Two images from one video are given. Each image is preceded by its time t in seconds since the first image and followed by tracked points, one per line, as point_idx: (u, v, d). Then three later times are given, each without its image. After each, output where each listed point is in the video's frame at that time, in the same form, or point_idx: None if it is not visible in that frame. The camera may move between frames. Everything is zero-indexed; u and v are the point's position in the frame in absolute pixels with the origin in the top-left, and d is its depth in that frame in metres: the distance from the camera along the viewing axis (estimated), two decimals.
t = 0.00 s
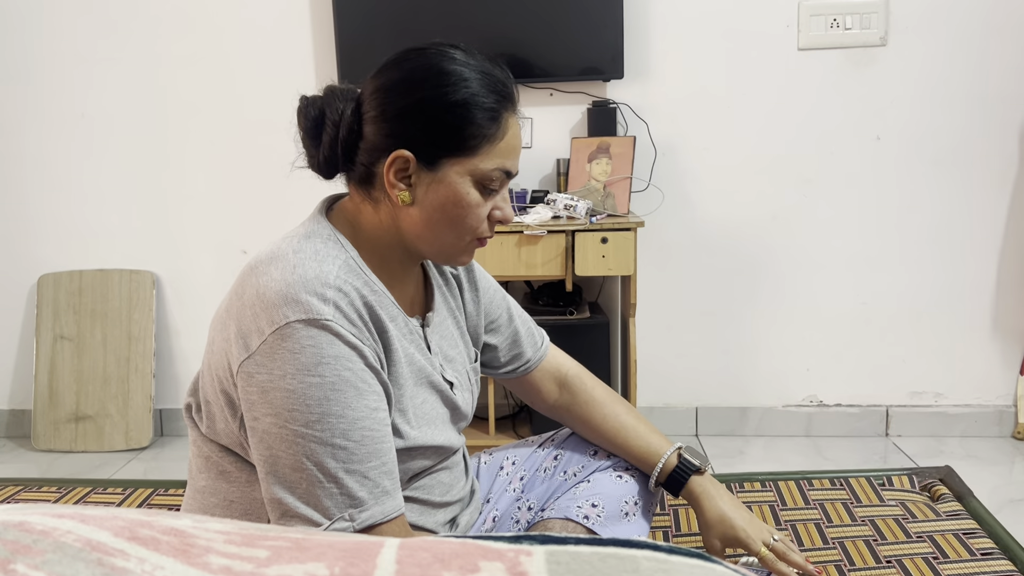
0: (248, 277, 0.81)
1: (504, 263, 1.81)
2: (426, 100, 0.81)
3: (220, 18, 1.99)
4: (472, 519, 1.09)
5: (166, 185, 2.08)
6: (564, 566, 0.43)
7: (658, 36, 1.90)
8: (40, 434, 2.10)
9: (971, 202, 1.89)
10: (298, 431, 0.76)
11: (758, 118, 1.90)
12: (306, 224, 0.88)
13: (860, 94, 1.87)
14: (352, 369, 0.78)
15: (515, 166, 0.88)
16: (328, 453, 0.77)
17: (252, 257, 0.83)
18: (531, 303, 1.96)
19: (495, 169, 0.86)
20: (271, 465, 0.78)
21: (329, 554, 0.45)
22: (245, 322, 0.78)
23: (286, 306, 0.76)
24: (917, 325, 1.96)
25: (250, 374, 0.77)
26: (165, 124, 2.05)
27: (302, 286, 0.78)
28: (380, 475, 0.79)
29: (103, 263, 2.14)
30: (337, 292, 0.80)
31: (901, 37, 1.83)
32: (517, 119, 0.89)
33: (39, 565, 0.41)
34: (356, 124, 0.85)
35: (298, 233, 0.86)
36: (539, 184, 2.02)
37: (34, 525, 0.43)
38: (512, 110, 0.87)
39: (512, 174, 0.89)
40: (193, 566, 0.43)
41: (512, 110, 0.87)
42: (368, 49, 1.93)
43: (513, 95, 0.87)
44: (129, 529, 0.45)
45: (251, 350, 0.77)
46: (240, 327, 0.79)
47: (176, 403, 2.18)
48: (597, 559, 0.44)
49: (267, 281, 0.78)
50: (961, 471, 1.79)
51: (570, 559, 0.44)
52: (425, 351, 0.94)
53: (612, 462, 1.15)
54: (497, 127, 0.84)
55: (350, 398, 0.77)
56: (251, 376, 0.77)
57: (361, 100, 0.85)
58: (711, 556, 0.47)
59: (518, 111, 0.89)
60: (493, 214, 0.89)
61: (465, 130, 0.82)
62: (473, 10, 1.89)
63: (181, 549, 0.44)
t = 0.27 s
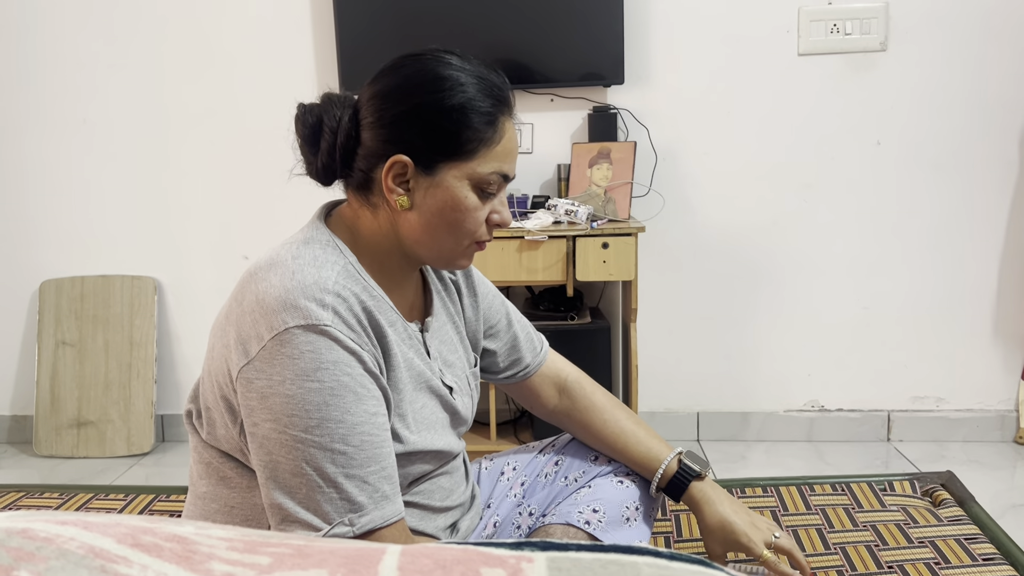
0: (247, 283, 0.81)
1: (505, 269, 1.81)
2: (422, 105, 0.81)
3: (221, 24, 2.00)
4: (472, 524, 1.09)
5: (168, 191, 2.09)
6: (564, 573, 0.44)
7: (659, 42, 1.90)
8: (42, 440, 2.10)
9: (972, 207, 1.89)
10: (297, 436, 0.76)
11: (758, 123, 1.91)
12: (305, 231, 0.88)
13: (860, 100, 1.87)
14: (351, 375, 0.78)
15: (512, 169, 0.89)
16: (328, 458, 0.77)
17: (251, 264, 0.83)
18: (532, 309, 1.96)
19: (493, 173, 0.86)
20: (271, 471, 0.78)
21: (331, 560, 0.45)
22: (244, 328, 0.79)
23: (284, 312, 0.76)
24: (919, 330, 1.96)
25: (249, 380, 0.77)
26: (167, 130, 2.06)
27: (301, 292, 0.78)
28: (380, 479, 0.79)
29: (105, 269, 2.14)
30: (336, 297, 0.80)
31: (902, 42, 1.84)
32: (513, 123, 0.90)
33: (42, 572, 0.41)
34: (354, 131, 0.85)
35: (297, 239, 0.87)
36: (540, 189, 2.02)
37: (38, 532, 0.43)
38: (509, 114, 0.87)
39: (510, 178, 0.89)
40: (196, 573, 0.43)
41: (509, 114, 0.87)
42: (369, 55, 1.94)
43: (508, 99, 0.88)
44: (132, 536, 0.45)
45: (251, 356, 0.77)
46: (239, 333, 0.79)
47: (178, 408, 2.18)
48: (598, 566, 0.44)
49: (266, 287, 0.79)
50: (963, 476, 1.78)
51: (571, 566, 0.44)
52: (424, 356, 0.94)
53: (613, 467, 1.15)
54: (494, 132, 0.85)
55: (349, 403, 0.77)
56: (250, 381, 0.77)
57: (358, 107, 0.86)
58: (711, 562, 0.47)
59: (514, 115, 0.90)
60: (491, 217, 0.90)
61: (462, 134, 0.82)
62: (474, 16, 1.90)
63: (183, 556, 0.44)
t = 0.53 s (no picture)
0: (245, 288, 0.81)
1: (506, 273, 1.81)
2: (418, 108, 0.81)
3: (223, 29, 2.00)
4: (472, 528, 1.09)
5: (169, 196, 2.09)
6: None
7: (659, 47, 1.90)
8: (43, 445, 2.10)
9: (973, 211, 1.89)
10: (296, 440, 0.76)
11: (759, 128, 1.91)
12: (304, 235, 0.88)
13: (861, 104, 1.87)
14: (349, 379, 0.78)
15: (508, 168, 0.89)
16: (327, 462, 0.77)
17: (250, 269, 0.83)
18: (533, 313, 1.96)
19: (489, 173, 0.86)
20: (270, 475, 0.78)
21: (332, 564, 0.44)
22: (242, 333, 0.79)
23: (283, 317, 0.77)
24: (920, 335, 1.96)
25: (248, 385, 0.77)
26: (168, 135, 2.06)
27: (299, 297, 0.78)
28: (379, 483, 0.79)
29: (107, 274, 2.14)
30: (334, 302, 0.80)
31: (903, 47, 1.84)
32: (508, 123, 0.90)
33: None
34: (350, 136, 0.85)
35: (295, 244, 0.87)
36: (541, 194, 2.02)
37: (38, 537, 0.43)
38: (504, 115, 0.88)
39: (507, 178, 0.89)
40: None
41: (504, 114, 0.88)
42: (371, 60, 1.94)
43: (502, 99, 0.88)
44: (133, 540, 0.45)
45: (249, 360, 0.77)
46: (237, 338, 0.79)
47: (179, 413, 2.18)
48: (599, 570, 0.43)
49: (264, 292, 0.79)
50: (965, 480, 1.78)
51: (571, 570, 0.43)
52: (423, 359, 0.94)
53: (614, 471, 1.15)
54: (490, 133, 0.85)
55: (348, 407, 0.77)
56: (249, 386, 0.77)
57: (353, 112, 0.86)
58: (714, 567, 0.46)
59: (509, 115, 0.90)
60: (490, 216, 0.90)
61: (458, 135, 0.83)
62: (475, 21, 1.90)
63: (184, 560, 0.44)
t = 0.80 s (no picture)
0: (244, 293, 0.81)
1: (507, 278, 1.81)
2: (396, 111, 0.81)
3: (225, 35, 2.01)
4: (473, 532, 1.09)
5: (171, 201, 2.09)
6: None
7: (660, 52, 1.91)
8: (45, 449, 2.10)
9: (974, 216, 1.89)
10: (295, 445, 0.76)
11: (760, 133, 1.91)
12: (303, 240, 0.88)
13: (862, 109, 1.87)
14: (348, 383, 0.78)
15: (499, 146, 0.88)
16: (326, 467, 0.77)
17: (248, 274, 0.83)
18: (534, 317, 1.96)
19: (482, 155, 0.86)
20: (269, 480, 0.78)
21: (333, 569, 0.44)
22: (242, 338, 0.79)
23: (282, 322, 0.77)
24: (921, 339, 1.96)
25: (247, 390, 0.77)
26: (170, 140, 2.07)
27: (299, 302, 0.78)
28: (378, 488, 0.79)
29: (109, 279, 2.15)
30: (333, 306, 0.80)
31: (904, 51, 1.84)
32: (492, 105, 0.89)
33: None
34: (337, 151, 0.86)
35: (293, 249, 0.87)
36: (542, 199, 2.02)
37: (39, 540, 0.43)
38: (484, 96, 0.87)
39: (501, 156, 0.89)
40: None
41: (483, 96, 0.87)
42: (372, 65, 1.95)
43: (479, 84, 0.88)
44: (134, 545, 0.45)
45: (248, 366, 0.77)
46: (237, 343, 0.79)
47: (180, 418, 2.18)
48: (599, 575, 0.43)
49: (263, 297, 0.79)
50: (966, 485, 1.78)
51: None
52: (422, 364, 0.94)
53: (613, 474, 1.14)
54: (473, 116, 0.85)
55: (347, 412, 0.77)
56: (248, 391, 0.77)
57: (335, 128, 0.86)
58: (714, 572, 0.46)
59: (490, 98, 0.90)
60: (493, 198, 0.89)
61: (441, 128, 0.82)
62: (476, 26, 1.90)
63: (185, 566, 0.44)
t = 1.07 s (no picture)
0: (244, 300, 0.81)
1: (509, 283, 1.81)
2: (360, 118, 0.82)
3: (227, 40, 2.01)
4: (473, 536, 1.09)
5: (173, 205, 2.10)
6: None
7: (661, 56, 1.91)
8: (47, 454, 2.10)
9: (975, 220, 1.89)
10: (292, 452, 0.75)
11: (762, 137, 1.91)
12: (302, 245, 0.89)
13: (863, 113, 1.87)
14: (346, 390, 0.77)
15: (465, 146, 0.85)
16: (322, 474, 0.76)
17: (248, 280, 0.83)
18: (536, 322, 1.97)
19: (438, 156, 0.83)
20: (265, 487, 0.77)
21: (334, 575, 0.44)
22: (241, 344, 0.78)
23: (281, 328, 0.76)
24: (923, 344, 1.96)
25: (245, 397, 0.77)
26: (171, 145, 2.07)
27: (298, 308, 0.78)
28: (374, 494, 0.78)
29: (111, 283, 2.15)
30: (332, 312, 0.80)
31: (906, 56, 1.84)
32: (461, 104, 0.86)
33: None
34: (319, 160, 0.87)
35: (293, 255, 0.87)
36: (543, 203, 2.02)
37: (42, 548, 0.44)
38: (447, 94, 0.84)
39: (463, 156, 0.85)
40: None
41: (446, 95, 0.84)
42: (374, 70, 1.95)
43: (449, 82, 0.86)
44: (136, 551, 0.45)
45: (246, 372, 0.77)
46: (236, 350, 0.79)
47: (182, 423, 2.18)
48: None
49: (262, 303, 0.78)
50: (969, 490, 1.78)
51: None
52: (420, 367, 0.94)
53: (613, 476, 1.15)
54: (426, 115, 0.82)
55: (344, 418, 0.76)
56: (245, 398, 0.77)
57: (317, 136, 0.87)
58: None
59: (463, 97, 0.87)
60: (460, 200, 0.86)
61: (396, 130, 0.81)
62: (478, 31, 1.91)
63: (186, 571, 0.43)
